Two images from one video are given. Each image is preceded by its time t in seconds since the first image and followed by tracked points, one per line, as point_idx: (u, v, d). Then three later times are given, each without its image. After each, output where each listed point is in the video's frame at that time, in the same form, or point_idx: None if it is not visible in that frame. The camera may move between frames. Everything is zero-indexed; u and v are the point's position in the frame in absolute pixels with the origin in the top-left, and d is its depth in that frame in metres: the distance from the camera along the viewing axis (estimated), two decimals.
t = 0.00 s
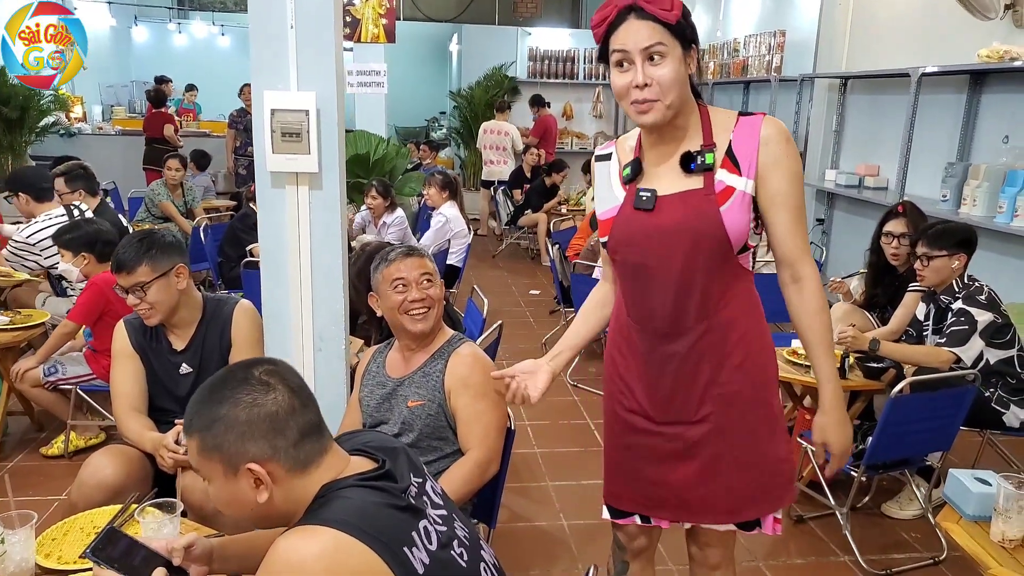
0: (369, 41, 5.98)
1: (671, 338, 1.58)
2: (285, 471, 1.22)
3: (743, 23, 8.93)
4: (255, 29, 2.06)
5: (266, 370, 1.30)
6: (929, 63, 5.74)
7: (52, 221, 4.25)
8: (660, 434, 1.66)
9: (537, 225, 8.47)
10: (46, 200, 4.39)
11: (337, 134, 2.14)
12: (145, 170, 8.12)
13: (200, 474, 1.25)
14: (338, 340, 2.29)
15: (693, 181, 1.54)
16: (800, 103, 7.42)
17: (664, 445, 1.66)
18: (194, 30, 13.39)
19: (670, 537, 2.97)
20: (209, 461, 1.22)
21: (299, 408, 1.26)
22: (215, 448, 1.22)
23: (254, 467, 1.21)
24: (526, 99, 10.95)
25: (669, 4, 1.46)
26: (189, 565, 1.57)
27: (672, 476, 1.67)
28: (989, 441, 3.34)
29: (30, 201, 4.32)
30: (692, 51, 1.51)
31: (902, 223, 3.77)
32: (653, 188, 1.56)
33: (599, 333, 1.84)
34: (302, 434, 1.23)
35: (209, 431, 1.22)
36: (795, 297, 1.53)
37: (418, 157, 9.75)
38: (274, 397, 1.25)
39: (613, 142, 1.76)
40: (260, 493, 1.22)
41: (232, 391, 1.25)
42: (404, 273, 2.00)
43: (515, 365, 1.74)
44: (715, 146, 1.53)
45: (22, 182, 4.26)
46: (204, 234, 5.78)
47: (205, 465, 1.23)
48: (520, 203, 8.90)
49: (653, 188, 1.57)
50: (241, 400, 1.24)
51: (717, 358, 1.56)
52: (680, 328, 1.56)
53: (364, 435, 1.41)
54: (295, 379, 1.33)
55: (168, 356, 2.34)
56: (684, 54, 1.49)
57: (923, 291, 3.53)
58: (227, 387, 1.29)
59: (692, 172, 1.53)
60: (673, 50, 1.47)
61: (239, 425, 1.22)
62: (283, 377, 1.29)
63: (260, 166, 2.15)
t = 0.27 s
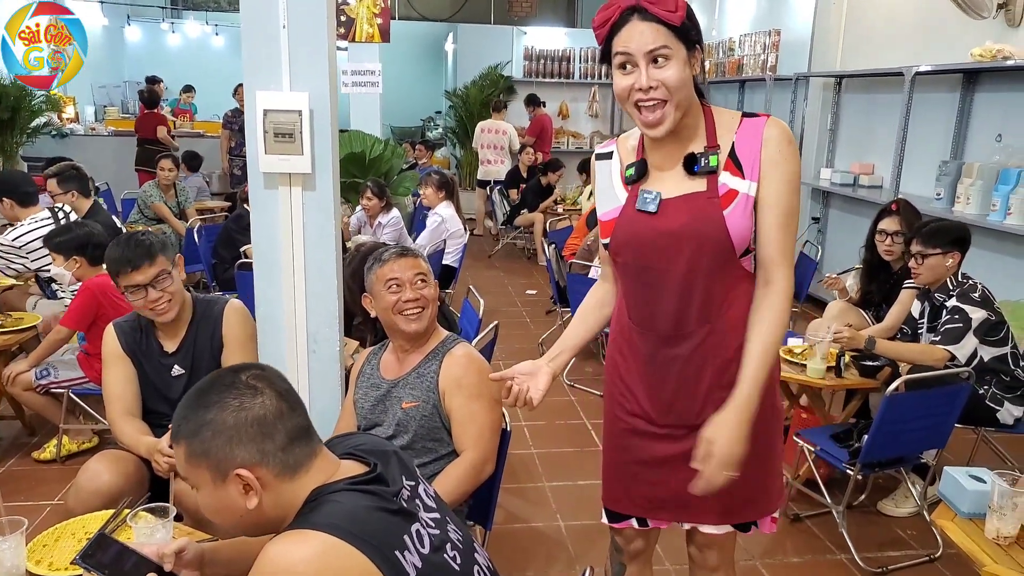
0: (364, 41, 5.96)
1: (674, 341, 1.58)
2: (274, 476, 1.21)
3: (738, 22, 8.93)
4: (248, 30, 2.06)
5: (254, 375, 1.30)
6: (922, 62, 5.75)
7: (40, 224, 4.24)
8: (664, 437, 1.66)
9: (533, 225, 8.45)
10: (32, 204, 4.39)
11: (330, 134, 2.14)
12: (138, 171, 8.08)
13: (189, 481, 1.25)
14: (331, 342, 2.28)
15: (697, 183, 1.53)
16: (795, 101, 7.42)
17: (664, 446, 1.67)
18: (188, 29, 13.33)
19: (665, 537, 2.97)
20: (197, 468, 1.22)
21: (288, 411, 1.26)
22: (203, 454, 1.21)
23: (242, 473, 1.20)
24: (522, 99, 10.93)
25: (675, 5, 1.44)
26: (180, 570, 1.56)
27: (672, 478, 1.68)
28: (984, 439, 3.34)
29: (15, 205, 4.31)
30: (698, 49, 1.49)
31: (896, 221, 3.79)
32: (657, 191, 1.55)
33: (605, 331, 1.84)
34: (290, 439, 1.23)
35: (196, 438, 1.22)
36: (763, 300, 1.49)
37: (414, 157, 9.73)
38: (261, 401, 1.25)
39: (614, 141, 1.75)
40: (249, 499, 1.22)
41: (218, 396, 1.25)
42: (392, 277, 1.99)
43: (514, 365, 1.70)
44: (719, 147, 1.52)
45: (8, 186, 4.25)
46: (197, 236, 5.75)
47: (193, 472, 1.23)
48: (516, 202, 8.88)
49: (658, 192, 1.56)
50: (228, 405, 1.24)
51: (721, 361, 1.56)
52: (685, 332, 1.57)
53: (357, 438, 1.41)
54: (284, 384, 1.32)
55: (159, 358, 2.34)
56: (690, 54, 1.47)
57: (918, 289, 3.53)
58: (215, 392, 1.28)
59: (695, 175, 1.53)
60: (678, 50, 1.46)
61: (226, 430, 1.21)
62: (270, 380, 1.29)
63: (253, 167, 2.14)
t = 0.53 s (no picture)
0: (359, 43, 5.96)
1: (669, 345, 1.58)
2: (270, 484, 1.20)
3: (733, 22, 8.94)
4: (243, 34, 2.05)
5: (248, 382, 1.29)
6: (916, 61, 5.77)
7: (36, 230, 4.22)
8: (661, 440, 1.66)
9: (529, 226, 8.45)
10: (26, 210, 4.37)
11: (327, 138, 2.13)
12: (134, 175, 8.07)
13: (185, 490, 1.24)
14: (328, 346, 2.27)
15: (689, 186, 1.52)
16: (790, 101, 7.44)
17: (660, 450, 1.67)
18: (183, 33, 13.32)
19: (664, 538, 2.97)
20: (193, 477, 1.21)
21: (282, 418, 1.25)
22: (199, 463, 1.21)
23: (239, 481, 1.19)
24: (517, 100, 10.94)
25: (665, 10, 1.43)
26: None
27: (667, 483, 1.68)
28: (981, 438, 3.35)
29: (9, 212, 4.35)
30: (689, 53, 1.49)
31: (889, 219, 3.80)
32: (648, 194, 1.55)
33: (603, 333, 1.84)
34: (286, 446, 1.22)
35: (191, 446, 1.21)
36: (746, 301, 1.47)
37: (410, 159, 9.74)
38: (256, 408, 1.24)
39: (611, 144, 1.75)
40: (246, 507, 1.21)
41: (213, 404, 1.24)
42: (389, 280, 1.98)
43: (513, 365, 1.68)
44: (712, 150, 1.51)
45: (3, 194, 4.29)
46: (194, 239, 5.75)
47: (189, 481, 1.22)
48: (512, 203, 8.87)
49: (650, 195, 1.55)
50: (222, 414, 1.23)
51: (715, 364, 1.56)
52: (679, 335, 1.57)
53: (353, 442, 1.40)
54: (279, 391, 1.32)
55: (157, 362, 2.33)
56: (681, 59, 1.47)
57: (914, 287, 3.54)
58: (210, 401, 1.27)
59: (687, 177, 1.52)
60: (669, 55, 1.45)
61: (222, 438, 1.21)
62: (265, 388, 1.28)
63: (249, 171, 2.13)
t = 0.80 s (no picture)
0: (357, 47, 5.96)
1: (650, 346, 1.59)
2: (270, 491, 1.20)
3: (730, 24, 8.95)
4: (241, 39, 2.05)
5: (247, 389, 1.29)
6: (913, 62, 5.78)
7: (36, 236, 4.21)
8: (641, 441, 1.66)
9: (528, 228, 8.45)
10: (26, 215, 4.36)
11: (326, 142, 2.13)
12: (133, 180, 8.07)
13: (185, 496, 1.24)
14: (328, 350, 2.27)
15: (683, 189, 1.52)
16: (788, 102, 7.44)
17: (643, 450, 1.68)
18: (182, 38, 13.33)
19: (665, 543, 2.96)
20: (192, 484, 1.21)
21: (282, 424, 1.25)
22: (199, 469, 1.21)
23: (239, 487, 1.19)
24: (515, 103, 10.95)
25: (658, 13, 1.43)
26: None
27: (648, 484, 1.68)
28: (982, 438, 3.34)
29: (8, 218, 4.27)
30: (687, 55, 1.47)
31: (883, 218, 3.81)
32: (644, 195, 1.57)
33: (606, 336, 1.84)
34: (285, 453, 1.22)
35: (190, 453, 1.21)
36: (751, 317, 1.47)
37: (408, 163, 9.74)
38: (255, 415, 1.24)
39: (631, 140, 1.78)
40: (246, 513, 1.21)
41: (212, 411, 1.24)
42: (388, 284, 1.98)
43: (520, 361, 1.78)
44: (710, 156, 1.51)
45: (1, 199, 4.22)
46: (193, 243, 5.74)
47: (190, 487, 1.22)
48: (511, 206, 8.86)
49: (647, 196, 1.57)
50: (222, 420, 1.23)
51: (694, 369, 1.56)
52: (658, 337, 1.57)
53: (352, 447, 1.39)
54: (280, 397, 1.32)
55: (158, 367, 2.33)
56: (674, 61, 1.45)
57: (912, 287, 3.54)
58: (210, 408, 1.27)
59: (682, 180, 1.52)
60: (662, 57, 1.44)
61: (222, 445, 1.21)
62: (265, 394, 1.28)
63: (248, 176, 2.13)
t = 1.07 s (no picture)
0: (355, 54, 5.97)
1: (630, 338, 1.69)
2: (270, 498, 1.19)
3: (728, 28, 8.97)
4: (240, 47, 2.05)
5: (248, 396, 1.29)
6: (910, 65, 5.80)
7: (36, 244, 4.20)
8: (618, 430, 1.77)
9: (527, 234, 8.45)
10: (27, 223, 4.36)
11: (325, 150, 2.13)
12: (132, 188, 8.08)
13: (184, 503, 1.23)
14: (328, 357, 2.27)
15: (680, 194, 1.57)
16: (786, 105, 7.45)
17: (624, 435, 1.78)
18: (182, 47, 13.35)
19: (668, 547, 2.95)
20: (193, 492, 1.21)
21: (282, 431, 1.24)
22: (199, 476, 1.20)
23: (239, 494, 1.19)
24: (513, 108, 10.97)
25: (663, 26, 1.44)
26: None
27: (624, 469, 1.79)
28: (985, 441, 3.33)
29: (9, 226, 4.31)
30: (700, 63, 1.47)
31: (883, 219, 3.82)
32: (655, 193, 1.64)
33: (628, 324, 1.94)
34: (285, 460, 1.21)
35: (191, 460, 1.21)
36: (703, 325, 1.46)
37: (408, 169, 9.75)
38: (256, 422, 1.23)
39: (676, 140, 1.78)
40: (246, 520, 1.20)
41: (213, 418, 1.24)
42: (388, 289, 1.97)
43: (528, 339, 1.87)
44: (712, 167, 1.52)
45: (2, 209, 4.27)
46: (193, 251, 5.75)
47: (190, 495, 1.21)
48: (510, 211, 8.87)
49: (656, 196, 1.64)
50: (222, 427, 1.23)
51: (663, 366, 1.63)
52: (636, 330, 1.68)
53: (351, 455, 1.39)
54: (281, 405, 1.31)
55: (157, 374, 2.32)
56: (684, 71, 1.46)
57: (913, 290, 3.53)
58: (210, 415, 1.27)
59: (681, 185, 1.57)
60: (670, 69, 1.46)
61: (222, 452, 1.20)
62: (265, 402, 1.27)
63: (247, 184, 2.13)
